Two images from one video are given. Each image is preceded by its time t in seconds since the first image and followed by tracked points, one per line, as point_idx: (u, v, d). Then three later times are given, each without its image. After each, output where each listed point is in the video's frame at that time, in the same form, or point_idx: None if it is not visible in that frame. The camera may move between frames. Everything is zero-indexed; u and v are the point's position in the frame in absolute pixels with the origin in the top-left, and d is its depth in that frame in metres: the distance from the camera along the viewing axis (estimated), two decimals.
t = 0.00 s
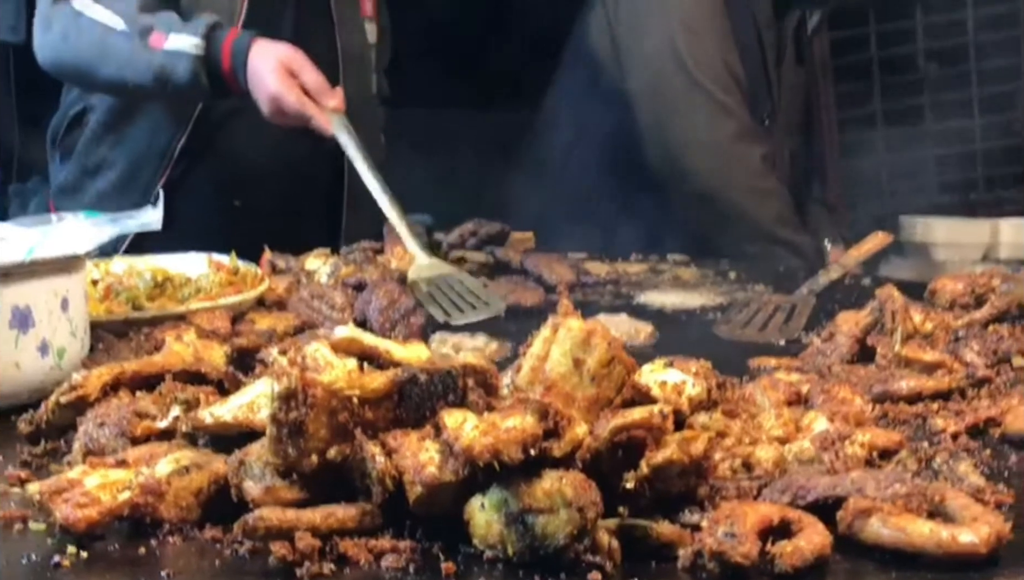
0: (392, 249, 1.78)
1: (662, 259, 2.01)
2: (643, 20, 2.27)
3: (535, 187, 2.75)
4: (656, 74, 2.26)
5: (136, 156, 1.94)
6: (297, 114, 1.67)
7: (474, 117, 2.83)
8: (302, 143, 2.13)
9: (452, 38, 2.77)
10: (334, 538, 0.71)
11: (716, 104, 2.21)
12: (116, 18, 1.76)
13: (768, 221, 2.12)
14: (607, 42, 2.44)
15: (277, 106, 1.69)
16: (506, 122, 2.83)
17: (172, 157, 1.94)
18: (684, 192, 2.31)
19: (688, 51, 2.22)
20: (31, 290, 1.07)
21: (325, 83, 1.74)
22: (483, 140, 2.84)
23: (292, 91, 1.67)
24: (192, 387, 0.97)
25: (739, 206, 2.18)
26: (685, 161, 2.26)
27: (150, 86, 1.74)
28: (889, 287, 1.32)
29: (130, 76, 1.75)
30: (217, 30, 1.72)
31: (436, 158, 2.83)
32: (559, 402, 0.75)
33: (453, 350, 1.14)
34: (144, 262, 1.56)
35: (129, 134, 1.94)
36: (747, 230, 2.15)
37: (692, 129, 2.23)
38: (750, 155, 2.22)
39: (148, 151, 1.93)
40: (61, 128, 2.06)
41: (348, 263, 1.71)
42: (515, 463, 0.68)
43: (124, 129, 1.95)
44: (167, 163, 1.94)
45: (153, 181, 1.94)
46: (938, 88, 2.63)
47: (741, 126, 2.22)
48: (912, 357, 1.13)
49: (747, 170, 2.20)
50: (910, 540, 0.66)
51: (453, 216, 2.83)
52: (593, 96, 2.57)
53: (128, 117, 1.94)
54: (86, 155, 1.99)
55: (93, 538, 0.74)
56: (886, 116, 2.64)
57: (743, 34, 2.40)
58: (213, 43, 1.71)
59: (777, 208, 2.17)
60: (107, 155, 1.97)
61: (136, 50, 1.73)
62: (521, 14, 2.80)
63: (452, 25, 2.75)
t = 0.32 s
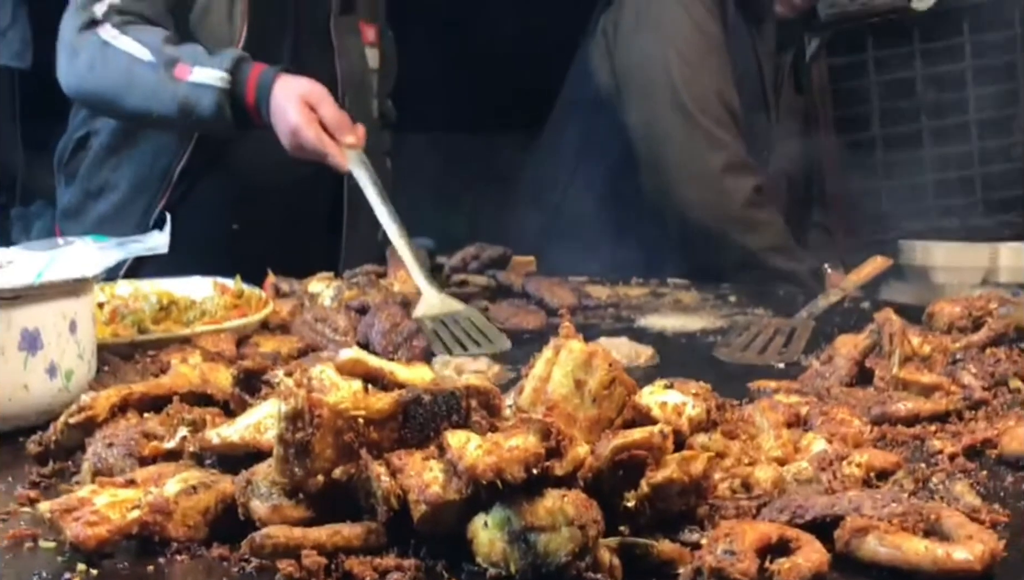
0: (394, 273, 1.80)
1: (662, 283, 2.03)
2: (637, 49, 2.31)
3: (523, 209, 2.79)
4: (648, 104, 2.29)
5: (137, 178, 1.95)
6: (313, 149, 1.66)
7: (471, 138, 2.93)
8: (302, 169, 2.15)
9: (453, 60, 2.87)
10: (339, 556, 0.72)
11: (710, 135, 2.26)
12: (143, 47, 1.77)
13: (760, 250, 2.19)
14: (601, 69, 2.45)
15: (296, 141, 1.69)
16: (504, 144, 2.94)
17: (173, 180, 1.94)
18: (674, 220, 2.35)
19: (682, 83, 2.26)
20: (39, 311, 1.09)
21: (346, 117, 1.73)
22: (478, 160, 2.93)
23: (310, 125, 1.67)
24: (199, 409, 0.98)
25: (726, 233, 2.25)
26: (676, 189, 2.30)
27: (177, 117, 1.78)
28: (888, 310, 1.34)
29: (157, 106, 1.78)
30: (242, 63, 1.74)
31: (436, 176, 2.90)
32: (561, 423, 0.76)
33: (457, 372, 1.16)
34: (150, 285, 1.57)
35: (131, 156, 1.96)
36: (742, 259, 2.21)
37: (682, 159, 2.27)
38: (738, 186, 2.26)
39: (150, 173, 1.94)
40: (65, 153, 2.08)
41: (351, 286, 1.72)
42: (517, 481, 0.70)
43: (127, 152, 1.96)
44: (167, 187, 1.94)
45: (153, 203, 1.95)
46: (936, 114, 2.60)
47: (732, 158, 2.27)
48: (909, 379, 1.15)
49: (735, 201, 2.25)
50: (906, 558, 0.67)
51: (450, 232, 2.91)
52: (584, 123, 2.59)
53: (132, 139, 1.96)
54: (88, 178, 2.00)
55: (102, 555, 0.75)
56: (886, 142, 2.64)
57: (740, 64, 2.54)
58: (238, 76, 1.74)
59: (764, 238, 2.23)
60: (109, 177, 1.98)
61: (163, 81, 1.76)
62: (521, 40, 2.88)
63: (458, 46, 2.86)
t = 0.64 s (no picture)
0: (400, 293, 1.84)
1: (663, 302, 2.06)
2: (640, 72, 2.35)
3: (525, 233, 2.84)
4: (647, 126, 2.34)
5: (150, 201, 2.00)
6: (350, 190, 1.71)
7: (464, 158, 2.96)
8: (308, 186, 2.20)
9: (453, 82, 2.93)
10: (349, 566, 0.75)
11: (704, 162, 2.31)
12: (197, 83, 1.78)
13: (745, 280, 2.23)
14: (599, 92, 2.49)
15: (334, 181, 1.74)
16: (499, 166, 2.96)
17: (186, 202, 1.98)
18: (659, 246, 2.35)
19: (682, 107, 2.31)
20: (54, 330, 1.11)
21: (386, 160, 1.77)
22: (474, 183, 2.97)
23: (351, 169, 1.71)
24: (210, 425, 1.01)
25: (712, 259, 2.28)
26: (666, 213, 2.32)
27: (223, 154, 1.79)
28: (884, 329, 1.36)
29: (203, 141, 1.79)
30: (292, 109, 1.80)
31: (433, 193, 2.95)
32: (564, 437, 0.79)
33: (463, 390, 1.19)
34: (160, 304, 1.60)
35: (144, 179, 2.00)
36: (725, 286, 2.24)
37: (679, 183, 2.31)
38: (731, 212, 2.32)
39: (162, 194, 1.99)
40: (79, 175, 2.12)
41: (357, 305, 1.74)
42: (522, 494, 0.72)
43: (139, 173, 2.01)
44: (179, 209, 1.99)
45: (165, 224, 1.99)
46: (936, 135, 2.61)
47: (724, 186, 2.32)
48: (904, 397, 1.17)
49: (727, 227, 2.30)
50: (898, 567, 0.70)
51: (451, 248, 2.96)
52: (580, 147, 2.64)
53: (145, 163, 2.00)
54: (101, 200, 2.04)
55: (119, 566, 0.77)
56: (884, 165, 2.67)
57: (740, 90, 2.54)
58: (286, 121, 1.79)
59: (750, 267, 2.28)
60: (122, 200, 2.03)
61: (214, 117, 1.77)
62: (522, 64, 2.93)
63: (457, 69, 2.91)
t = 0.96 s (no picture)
0: (402, 302, 1.88)
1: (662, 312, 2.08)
2: (641, 84, 2.38)
3: (530, 244, 2.88)
4: (649, 137, 2.37)
5: (164, 215, 2.03)
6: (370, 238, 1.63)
7: (467, 171, 3.00)
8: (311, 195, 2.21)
9: (452, 96, 2.96)
10: (354, 564, 0.77)
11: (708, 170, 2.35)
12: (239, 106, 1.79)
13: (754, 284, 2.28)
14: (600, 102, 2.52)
15: (354, 230, 1.67)
16: (502, 177, 2.97)
17: (199, 218, 2.02)
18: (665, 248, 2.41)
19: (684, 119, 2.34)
20: (64, 336, 1.13)
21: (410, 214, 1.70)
22: (475, 195, 2.99)
23: (374, 216, 1.64)
24: (218, 429, 1.03)
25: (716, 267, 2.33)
26: (670, 221, 2.37)
27: (251, 183, 1.76)
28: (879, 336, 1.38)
29: (235, 166, 1.77)
30: (325, 153, 1.77)
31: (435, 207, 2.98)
32: (563, 438, 0.81)
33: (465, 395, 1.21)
34: (166, 313, 1.62)
35: (158, 194, 2.04)
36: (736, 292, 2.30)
37: (683, 191, 2.36)
38: (734, 218, 2.36)
39: (177, 209, 2.02)
40: (91, 190, 2.15)
41: (360, 314, 1.77)
42: (522, 493, 0.74)
43: (154, 189, 2.04)
44: (193, 224, 2.02)
45: (178, 239, 2.03)
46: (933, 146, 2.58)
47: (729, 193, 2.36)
48: (899, 403, 1.19)
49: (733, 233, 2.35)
50: (887, 565, 0.72)
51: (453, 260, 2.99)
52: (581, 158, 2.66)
53: (159, 178, 2.03)
54: (114, 213, 2.08)
55: (130, 564, 0.79)
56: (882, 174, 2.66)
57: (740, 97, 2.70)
58: (312, 165, 1.74)
59: (756, 273, 2.33)
60: (135, 213, 2.06)
61: (247, 143, 1.75)
62: (521, 76, 2.96)
63: (457, 83, 2.95)
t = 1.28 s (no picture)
0: (403, 303, 1.90)
1: (659, 314, 2.11)
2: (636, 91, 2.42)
3: (526, 250, 2.90)
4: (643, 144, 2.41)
5: (174, 224, 2.11)
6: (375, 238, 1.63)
7: (467, 174, 3.02)
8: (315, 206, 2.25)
9: (454, 102, 2.98)
10: (355, 554, 0.79)
11: (698, 175, 2.39)
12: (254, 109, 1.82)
13: (742, 289, 2.37)
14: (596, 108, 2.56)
15: (360, 231, 1.66)
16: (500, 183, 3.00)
17: (210, 228, 2.10)
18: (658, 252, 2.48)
19: (678, 127, 2.39)
20: (72, 336, 1.15)
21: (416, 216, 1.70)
22: (477, 200, 3.01)
23: (378, 215, 1.65)
24: (221, 425, 1.06)
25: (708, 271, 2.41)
26: (663, 226, 2.44)
27: (263, 187, 1.79)
28: (870, 337, 1.40)
29: (247, 170, 1.80)
30: (335, 156, 1.78)
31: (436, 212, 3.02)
32: (558, 432, 0.83)
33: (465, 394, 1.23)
34: (169, 314, 1.64)
35: (169, 203, 2.11)
36: (725, 296, 2.39)
37: (677, 197, 2.41)
38: (727, 223, 2.43)
39: (190, 218, 2.10)
40: (100, 196, 2.21)
41: (360, 316, 1.80)
42: (517, 485, 0.76)
43: (166, 198, 2.11)
44: (203, 233, 2.10)
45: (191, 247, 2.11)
46: (929, 151, 2.71)
47: (719, 198, 2.41)
48: (889, 402, 1.21)
49: (725, 238, 2.42)
50: (872, 554, 0.74)
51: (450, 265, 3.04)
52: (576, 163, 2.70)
53: (170, 188, 2.11)
54: (124, 220, 2.15)
55: (137, 555, 0.81)
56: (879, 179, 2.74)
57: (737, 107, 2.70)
58: (323, 167, 1.76)
59: (746, 277, 2.41)
60: (145, 220, 2.13)
61: (261, 146, 1.79)
62: (521, 81, 2.95)
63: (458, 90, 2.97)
